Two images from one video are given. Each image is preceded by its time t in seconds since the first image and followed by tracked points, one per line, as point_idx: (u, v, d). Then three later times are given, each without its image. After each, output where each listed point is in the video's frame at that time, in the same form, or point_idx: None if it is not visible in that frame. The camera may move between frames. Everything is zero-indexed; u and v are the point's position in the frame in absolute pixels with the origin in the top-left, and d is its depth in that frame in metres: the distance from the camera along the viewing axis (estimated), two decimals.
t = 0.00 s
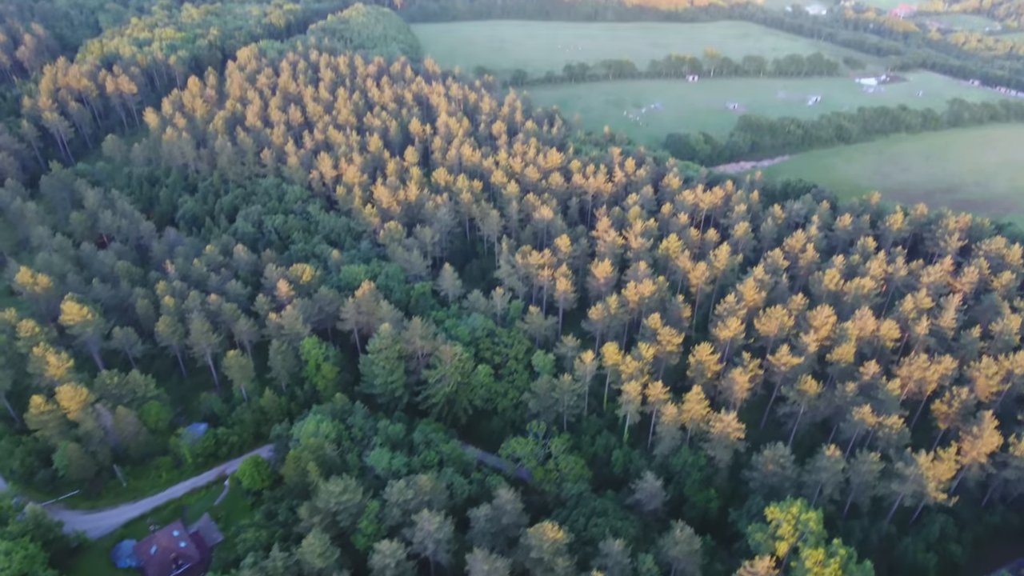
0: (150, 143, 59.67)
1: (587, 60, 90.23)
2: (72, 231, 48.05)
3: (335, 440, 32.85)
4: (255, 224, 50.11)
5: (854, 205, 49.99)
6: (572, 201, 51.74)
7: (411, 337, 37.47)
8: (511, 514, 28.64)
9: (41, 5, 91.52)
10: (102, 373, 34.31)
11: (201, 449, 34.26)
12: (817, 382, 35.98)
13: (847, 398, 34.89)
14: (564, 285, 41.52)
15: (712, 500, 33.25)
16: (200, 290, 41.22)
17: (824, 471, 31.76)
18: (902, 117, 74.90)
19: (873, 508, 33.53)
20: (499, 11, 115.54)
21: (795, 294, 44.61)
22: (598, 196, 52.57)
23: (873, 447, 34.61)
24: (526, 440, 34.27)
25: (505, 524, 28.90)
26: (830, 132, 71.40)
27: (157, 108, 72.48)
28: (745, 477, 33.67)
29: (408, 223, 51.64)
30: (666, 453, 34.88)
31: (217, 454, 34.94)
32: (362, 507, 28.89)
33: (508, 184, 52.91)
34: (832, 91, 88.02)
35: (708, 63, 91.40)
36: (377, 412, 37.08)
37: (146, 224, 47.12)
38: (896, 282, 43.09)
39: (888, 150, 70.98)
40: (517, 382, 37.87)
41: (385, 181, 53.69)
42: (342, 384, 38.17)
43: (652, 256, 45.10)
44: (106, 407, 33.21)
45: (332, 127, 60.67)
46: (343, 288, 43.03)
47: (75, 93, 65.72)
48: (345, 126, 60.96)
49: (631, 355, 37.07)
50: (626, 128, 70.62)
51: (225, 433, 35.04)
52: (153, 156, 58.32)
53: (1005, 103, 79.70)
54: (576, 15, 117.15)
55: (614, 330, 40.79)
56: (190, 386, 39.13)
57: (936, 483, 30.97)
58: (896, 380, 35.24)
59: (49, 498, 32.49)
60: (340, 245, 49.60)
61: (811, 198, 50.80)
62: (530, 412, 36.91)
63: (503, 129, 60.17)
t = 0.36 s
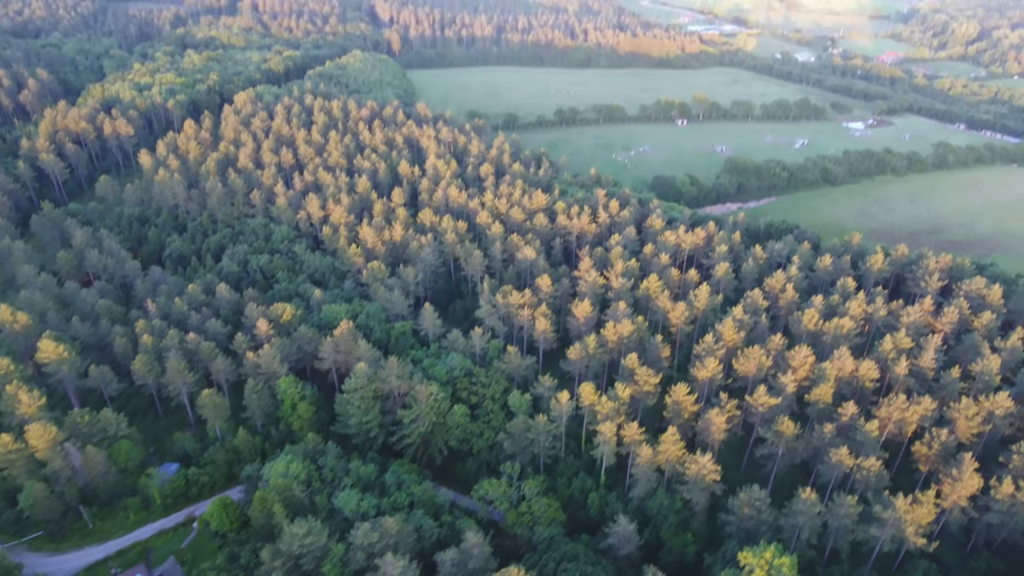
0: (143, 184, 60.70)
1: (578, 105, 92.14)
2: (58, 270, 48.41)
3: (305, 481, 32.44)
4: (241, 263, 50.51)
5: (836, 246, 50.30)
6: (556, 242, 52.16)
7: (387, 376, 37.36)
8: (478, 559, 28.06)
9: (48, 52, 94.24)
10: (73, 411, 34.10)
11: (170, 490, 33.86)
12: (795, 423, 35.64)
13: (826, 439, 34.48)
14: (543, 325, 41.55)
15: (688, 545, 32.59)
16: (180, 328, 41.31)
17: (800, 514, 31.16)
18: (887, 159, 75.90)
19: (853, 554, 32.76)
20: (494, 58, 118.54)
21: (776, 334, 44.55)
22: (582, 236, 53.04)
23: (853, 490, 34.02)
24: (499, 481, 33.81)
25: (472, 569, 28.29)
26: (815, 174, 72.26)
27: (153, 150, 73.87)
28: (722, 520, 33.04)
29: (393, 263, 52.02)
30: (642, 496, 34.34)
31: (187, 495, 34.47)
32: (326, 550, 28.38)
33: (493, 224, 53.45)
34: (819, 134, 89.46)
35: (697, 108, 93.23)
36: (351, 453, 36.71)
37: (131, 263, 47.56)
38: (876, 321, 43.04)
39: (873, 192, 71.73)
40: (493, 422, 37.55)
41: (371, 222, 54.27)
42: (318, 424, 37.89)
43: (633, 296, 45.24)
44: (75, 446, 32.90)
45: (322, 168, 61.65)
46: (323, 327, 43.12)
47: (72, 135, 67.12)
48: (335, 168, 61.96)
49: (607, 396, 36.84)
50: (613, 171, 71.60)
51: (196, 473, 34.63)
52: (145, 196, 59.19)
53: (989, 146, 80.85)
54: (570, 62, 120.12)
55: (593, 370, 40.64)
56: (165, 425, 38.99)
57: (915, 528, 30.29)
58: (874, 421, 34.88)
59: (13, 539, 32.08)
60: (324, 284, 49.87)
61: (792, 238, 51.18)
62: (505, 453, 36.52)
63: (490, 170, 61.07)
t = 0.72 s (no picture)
0: (133, 229, 61.49)
1: (568, 152, 93.87)
2: (40, 312, 48.55)
3: (271, 528, 31.86)
4: (224, 306, 50.75)
5: (817, 290, 50.48)
6: (539, 286, 52.44)
7: (360, 420, 37.06)
8: None
9: (52, 101, 96.73)
10: (39, 455, 33.77)
11: (134, 537, 33.19)
12: (771, 470, 35.14)
13: (803, 487, 33.91)
14: (521, 369, 41.44)
15: None
16: (156, 372, 41.21)
17: (775, 564, 30.38)
18: (873, 206, 76.75)
19: None
20: (489, 107, 121.32)
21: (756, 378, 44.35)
22: (565, 280, 53.37)
23: (831, 540, 33.28)
24: (469, 529, 33.15)
25: None
26: (801, 220, 72.91)
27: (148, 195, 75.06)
28: (697, 571, 32.24)
29: (376, 306, 52.22)
30: (616, 545, 33.62)
31: (152, 542, 33.81)
32: None
33: (476, 268, 53.87)
34: (806, 181, 90.68)
35: (685, 155, 94.88)
36: (322, 499, 36.19)
37: (114, 306, 47.83)
38: (857, 366, 42.84)
39: (858, 237, 72.32)
40: (466, 468, 37.12)
41: (356, 266, 54.69)
42: (290, 469, 37.53)
43: (612, 340, 45.24)
44: (39, 490, 32.39)
45: (311, 213, 62.52)
46: (301, 371, 43.06)
47: (68, 180, 68.33)
48: (324, 213, 62.81)
49: (582, 441, 36.43)
50: (601, 217, 72.35)
51: (162, 520, 34.02)
52: (134, 240, 59.87)
53: (974, 192, 81.89)
54: (563, 111, 122.88)
55: (570, 415, 40.32)
56: (136, 470, 38.92)
57: None
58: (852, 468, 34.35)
59: None
60: (306, 328, 49.99)
61: (774, 283, 51.41)
62: (477, 500, 35.95)
63: (477, 216, 61.85)
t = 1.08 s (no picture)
0: (122, 273, 62.00)
1: (559, 200, 95.14)
2: (21, 355, 48.33)
3: None
4: (206, 350, 50.77)
5: (800, 335, 50.37)
6: (522, 332, 52.45)
7: (332, 467, 36.59)
8: None
9: (55, 149, 98.97)
10: (3, 501, 33.37)
11: None
12: (748, 520, 34.49)
13: (781, 536, 33.12)
14: (498, 415, 41.13)
15: None
16: (131, 416, 40.92)
17: None
18: (860, 252, 77.17)
19: None
20: (484, 156, 123.49)
21: (737, 425, 43.91)
22: (549, 326, 53.41)
23: None
24: None
25: None
26: (789, 266, 73.18)
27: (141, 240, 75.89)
28: None
29: (358, 351, 52.15)
30: None
31: None
32: None
33: (459, 313, 53.97)
34: (796, 228, 91.44)
35: (675, 203, 96.11)
36: (291, 549, 35.45)
37: (95, 349, 47.84)
38: (838, 412, 42.40)
39: (846, 283, 72.47)
40: (438, 517, 36.55)
41: (340, 310, 54.77)
42: (261, 518, 37.05)
43: (592, 386, 45.01)
44: None
45: (299, 259, 63.06)
46: (278, 416, 42.80)
47: (62, 225, 69.25)
48: (312, 258, 63.33)
49: (556, 489, 35.82)
50: (589, 263, 72.71)
51: (126, 568, 32.72)
52: (123, 285, 60.26)
53: (962, 239, 82.39)
54: (557, 160, 124.98)
55: (547, 462, 39.82)
56: (104, 517, 38.47)
57: None
58: (832, 517, 33.60)
59: None
60: (287, 373, 49.82)
61: (757, 328, 51.31)
62: (448, 550, 35.19)
63: (463, 261, 62.28)
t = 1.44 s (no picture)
0: (109, 318, 62.19)
1: (551, 246, 95.91)
2: None
3: None
4: (186, 396, 50.53)
5: (784, 382, 50.01)
6: (504, 378, 52.19)
7: (302, 515, 35.96)
8: None
9: (54, 195, 100.63)
10: None
11: None
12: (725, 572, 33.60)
13: None
14: (474, 463, 40.57)
15: None
16: (103, 462, 40.44)
17: None
18: (849, 298, 77.27)
19: None
20: (479, 203, 125.09)
21: (718, 474, 43.22)
22: (531, 372, 53.18)
23: None
24: None
25: None
26: (777, 312, 73.24)
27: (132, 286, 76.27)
28: None
29: (339, 397, 51.85)
30: None
31: None
32: None
33: (442, 359, 53.81)
34: (786, 275, 91.77)
35: (666, 250, 96.87)
36: None
37: (74, 394, 47.64)
38: (820, 460, 41.75)
39: (835, 329, 72.26)
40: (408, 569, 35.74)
41: (323, 355, 54.62)
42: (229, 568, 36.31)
43: (572, 433, 44.54)
44: None
45: (286, 304, 63.27)
46: (253, 463, 42.31)
47: (53, 270, 69.79)
48: (299, 304, 63.55)
49: (530, 540, 35.07)
50: (577, 309, 72.73)
51: None
52: (108, 330, 60.30)
53: (951, 285, 82.58)
54: (551, 207, 126.47)
55: (523, 511, 39.09)
56: (69, 567, 37.70)
57: None
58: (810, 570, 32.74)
59: None
60: (266, 419, 49.44)
61: (740, 375, 50.98)
62: None
63: (449, 307, 62.44)
